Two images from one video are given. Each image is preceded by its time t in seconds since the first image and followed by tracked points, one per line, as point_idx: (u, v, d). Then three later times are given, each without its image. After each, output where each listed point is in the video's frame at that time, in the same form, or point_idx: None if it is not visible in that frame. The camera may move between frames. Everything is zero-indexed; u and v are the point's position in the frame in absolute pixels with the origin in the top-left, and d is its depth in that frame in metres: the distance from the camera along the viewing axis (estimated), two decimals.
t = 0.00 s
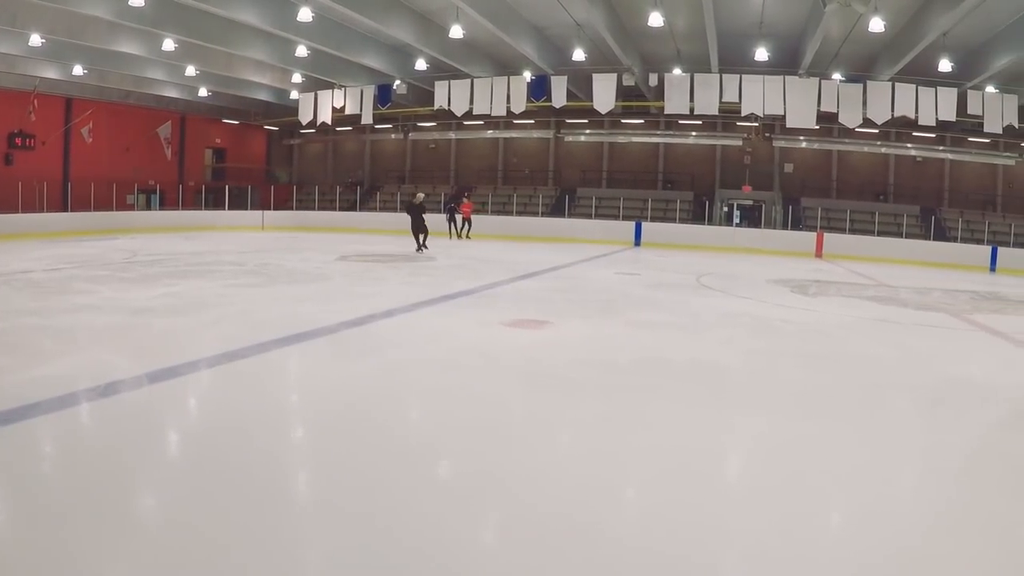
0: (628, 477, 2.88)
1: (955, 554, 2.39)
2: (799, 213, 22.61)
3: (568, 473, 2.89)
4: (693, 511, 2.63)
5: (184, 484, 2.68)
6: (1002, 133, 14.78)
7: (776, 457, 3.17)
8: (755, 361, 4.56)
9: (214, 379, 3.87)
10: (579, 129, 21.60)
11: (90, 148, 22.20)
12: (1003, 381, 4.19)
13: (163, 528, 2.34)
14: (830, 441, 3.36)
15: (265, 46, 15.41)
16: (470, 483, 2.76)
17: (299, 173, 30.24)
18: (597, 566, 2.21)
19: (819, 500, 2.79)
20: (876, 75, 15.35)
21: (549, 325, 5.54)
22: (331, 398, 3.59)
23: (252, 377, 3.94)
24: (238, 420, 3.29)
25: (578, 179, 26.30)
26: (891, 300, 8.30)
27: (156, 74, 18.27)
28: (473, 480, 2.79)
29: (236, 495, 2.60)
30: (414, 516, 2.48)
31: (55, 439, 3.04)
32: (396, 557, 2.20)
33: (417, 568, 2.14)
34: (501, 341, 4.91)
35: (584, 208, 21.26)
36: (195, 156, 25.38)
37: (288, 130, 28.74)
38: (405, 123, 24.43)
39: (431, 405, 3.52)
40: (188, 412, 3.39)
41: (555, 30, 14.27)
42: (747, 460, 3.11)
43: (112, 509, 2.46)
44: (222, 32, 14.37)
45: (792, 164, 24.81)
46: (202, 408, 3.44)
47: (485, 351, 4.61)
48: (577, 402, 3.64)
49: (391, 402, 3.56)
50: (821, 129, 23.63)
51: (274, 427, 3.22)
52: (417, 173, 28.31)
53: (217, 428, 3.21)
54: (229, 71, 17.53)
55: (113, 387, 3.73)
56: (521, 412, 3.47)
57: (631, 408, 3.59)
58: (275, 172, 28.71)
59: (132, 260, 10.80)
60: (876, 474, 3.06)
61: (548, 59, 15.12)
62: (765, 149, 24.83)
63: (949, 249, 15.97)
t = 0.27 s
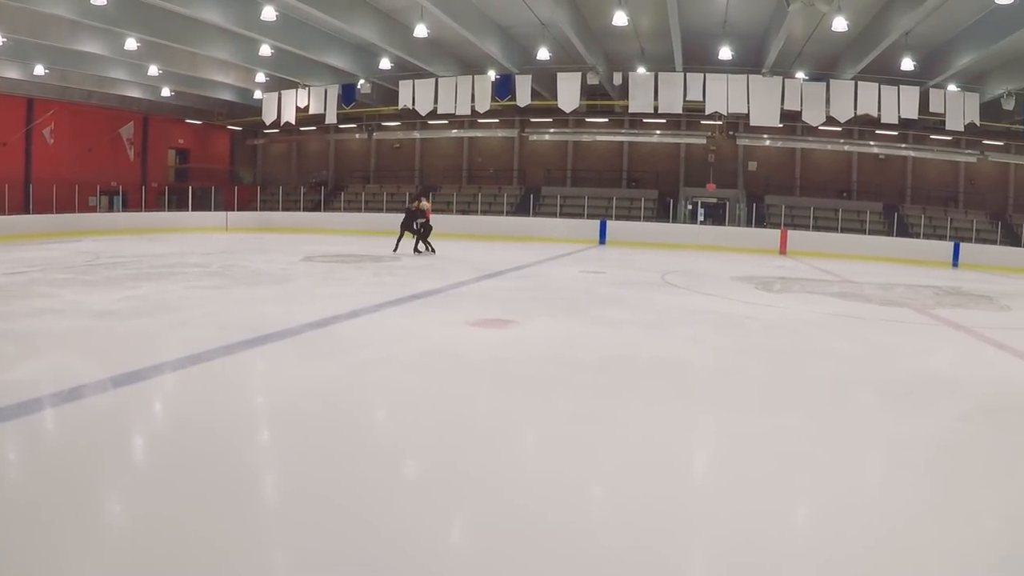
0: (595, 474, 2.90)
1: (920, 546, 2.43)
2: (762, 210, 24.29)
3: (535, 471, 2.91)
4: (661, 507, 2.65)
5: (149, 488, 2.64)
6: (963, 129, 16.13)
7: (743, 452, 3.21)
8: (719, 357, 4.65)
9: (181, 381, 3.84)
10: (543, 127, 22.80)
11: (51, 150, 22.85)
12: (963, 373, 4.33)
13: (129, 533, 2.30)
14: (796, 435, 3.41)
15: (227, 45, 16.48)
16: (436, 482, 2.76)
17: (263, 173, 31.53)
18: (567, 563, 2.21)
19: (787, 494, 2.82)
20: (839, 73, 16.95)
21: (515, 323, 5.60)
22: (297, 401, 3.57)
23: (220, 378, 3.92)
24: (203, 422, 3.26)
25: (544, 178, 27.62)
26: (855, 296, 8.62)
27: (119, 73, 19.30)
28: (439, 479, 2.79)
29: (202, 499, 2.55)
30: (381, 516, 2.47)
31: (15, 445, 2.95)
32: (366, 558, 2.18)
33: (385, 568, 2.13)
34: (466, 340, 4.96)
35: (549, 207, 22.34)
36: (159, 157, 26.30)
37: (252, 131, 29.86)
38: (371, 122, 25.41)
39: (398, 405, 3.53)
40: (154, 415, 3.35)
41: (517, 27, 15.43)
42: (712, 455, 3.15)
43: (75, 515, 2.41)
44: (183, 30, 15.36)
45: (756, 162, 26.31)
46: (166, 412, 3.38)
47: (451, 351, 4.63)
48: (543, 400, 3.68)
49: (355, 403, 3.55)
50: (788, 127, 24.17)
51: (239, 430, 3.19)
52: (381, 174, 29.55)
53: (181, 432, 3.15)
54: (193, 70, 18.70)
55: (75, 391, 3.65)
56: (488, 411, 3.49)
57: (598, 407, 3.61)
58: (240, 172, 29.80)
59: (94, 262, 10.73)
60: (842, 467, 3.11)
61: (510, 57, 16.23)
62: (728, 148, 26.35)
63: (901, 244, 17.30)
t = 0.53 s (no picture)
0: (566, 474, 2.91)
1: (890, 540, 2.47)
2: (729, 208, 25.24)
3: (506, 470, 2.92)
4: (632, 505, 2.67)
5: (117, 493, 2.59)
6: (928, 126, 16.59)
7: (713, 448, 3.24)
8: (689, 355, 4.70)
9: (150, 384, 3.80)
10: (512, 125, 22.91)
11: (17, 150, 23.47)
12: (930, 370, 4.41)
13: (96, 540, 2.25)
14: (766, 431, 3.46)
15: (193, 46, 16.90)
16: (407, 482, 2.76)
17: (230, 173, 32.39)
18: (542, 563, 2.22)
19: (759, 491, 2.85)
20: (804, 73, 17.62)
21: (484, 323, 5.65)
22: (266, 402, 3.55)
23: (190, 380, 3.88)
24: (170, 426, 3.23)
25: (511, 178, 28.56)
26: (824, 293, 8.83)
27: (84, 73, 19.58)
28: (411, 479, 2.79)
29: (170, 504, 2.52)
30: (352, 517, 2.46)
31: None
32: (338, 561, 2.17)
33: (357, 570, 2.12)
34: (437, 341, 4.97)
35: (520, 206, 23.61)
36: (124, 156, 27.06)
37: (218, 131, 30.62)
38: (334, 124, 25.95)
39: (368, 406, 3.53)
40: (120, 419, 3.30)
41: (483, 26, 16.03)
42: (682, 452, 3.18)
43: (41, 524, 2.35)
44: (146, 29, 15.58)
45: (723, 160, 27.46)
46: (134, 415, 3.34)
47: (421, 352, 4.65)
48: (514, 400, 3.70)
49: (324, 404, 3.54)
50: (751, 125, 24.57)
51: (208, 432, 3.16)
52: (347, 175, 30.47)
53: (149, 436, 3.11)
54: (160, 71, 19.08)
55: (40, 396, 3.58)
56: (457, 412, 3.51)
57: (568, 406, 3.64)
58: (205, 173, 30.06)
59: (60, 265, 10.66)
60: (812, 461, 3.15)
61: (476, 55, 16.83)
62: (694, 147, 27.39)
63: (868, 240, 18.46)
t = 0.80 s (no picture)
0: (539, 472, 2.94)
1: (859, 535, 2.50)
2: (699, 208, 25.38)
3: (480, 469, 2.94)
4: (604, 501, 2.70)
5: (87, 498, 2.56)
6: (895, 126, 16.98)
7: (684, 444, 3.28)
8: (660, 353, 4.74)
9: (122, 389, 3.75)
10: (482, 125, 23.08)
11: None
12: (899, 366, 4.48)
13: (67, 546, 2.22)
14: (736, 428, 3.50)
15: (162, 45, 16.89)
16: (379, 483, 2.77)
17: (199, 173, 32.32)
18: (515, 560, 2.24)
19: (730, 486, 2.88)
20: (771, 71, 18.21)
21: (455, 323, 5.67)
22: (237, 407, 3.52)
23: (160, 384, 3.85)
24: (140, 430, 3.19)
25: (481, 178, 28.67)
26: (795, 291, 8.93)
27: (51, 73, 19.57)
28: (383, 479, 2.81)
29: (142, 509, 2.49)
30: (324, 518, 2.47)
31: None
32: (313, 562, 2.17)
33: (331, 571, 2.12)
34: (409, 341, 4.98)
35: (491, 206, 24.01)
36: (92, 159, 26.87)
37: (187, 132, 30.53)
38: (306, 123, 26.08)
39: (340, 408, 3.53)
40: (90, 424, 3.26)
41: (453, 26, 16.13)
42: (654, 449, 3.22)
43: (12, 532, 2.31)
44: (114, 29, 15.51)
45: (692, 159, 27.60)
46: (104, 420, 3.30)
47: (393, 352, 4.66)
48: (485, 400, 3.72)
49: (295, 406, 3.53)
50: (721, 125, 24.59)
51: (178, 436, 3.13)
52: (318, 175, 30.58)
53: (120, 441, 3.08)
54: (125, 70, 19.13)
55: (8, 402, 3.53)
56: (428, 412, 3.53)
57: (539, 404, 3.67)
58: (174, 174, 30.91)
59: (26, 267, 10.50)
60: (782, 456, 3.19)
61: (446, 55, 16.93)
62: (664, 146, 27.47)
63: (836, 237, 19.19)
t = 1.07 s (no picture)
0: (511, 472, 2.96)
1: (828, 530, 2.54)
2: (668, 206, 25.72)
3: (452, 469, 2.96)
4: (576, 499, 2.73)
5: (55, 504, 2.52)
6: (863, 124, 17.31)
7: (654, 442, 3.31)
8: (631, 351, 4.78)
9: (90, 393, 3.70)
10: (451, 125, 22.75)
11: None
12: (868, 362, 4.56)
13: (36, 554, 2.19)
14: (707, 425, 3.53)
15: (130, 44, 16.80)
16: (352, 485, 2.77)
17: (167, 173, 32.23)
18: (490, 560, 2.26)
19: (702, 483, 2.91)
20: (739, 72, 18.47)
21: (425, 323, 5.69)
22: (207, 409, 3.51)
23: (128, 388, 3.80)
24: (108, 435, 3.15)
25: (451, 176, 28.83)
26: (763, 288, 9.05)
27: (18, 71, 19.47)
28: (355, 481, 2.81)
29: (112, 515, 2.47)
30: (297, 521, 2.47)
31: None
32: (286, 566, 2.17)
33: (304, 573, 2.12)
34: (381, 341, 4.99)
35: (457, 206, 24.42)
36: (60, 160, 26.71)
37: (154, 132, 30.50)
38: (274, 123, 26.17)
39: (310, 410, 3.53)
40: (58, 429, 3.21)
41: (423, 25, 16.17)
42: (626, 446, 3.25)
43: None
44: (81, 27, 15.39)
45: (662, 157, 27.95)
46: (72, 425, 3.26)
47: (364, 353, 4.66)
48: (457, 399, 3.74)
49: (266, 409, 3.52)
50: (692, 125, 24.41)
51: (147, 440, 3.10)
52: (287, 174, 30.68)
53: (88, 445, 3.05)
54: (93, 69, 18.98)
55: None
56: (399, 412, 3.54)
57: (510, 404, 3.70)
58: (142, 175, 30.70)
59: None
60: (752, 453, 3.23)
61: (417, 55, 16.95)
62: (633, 145, 27.83)
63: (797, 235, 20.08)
